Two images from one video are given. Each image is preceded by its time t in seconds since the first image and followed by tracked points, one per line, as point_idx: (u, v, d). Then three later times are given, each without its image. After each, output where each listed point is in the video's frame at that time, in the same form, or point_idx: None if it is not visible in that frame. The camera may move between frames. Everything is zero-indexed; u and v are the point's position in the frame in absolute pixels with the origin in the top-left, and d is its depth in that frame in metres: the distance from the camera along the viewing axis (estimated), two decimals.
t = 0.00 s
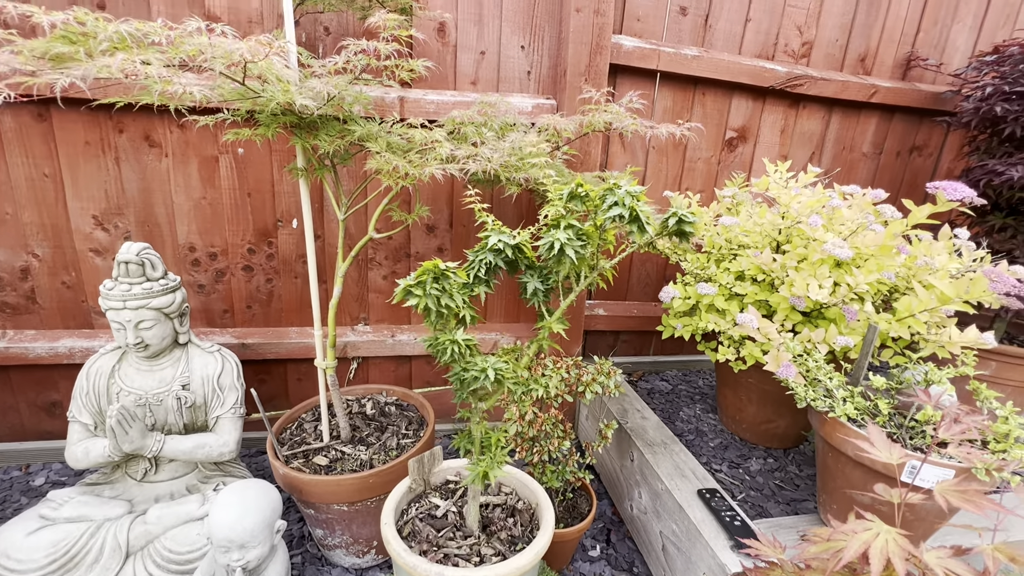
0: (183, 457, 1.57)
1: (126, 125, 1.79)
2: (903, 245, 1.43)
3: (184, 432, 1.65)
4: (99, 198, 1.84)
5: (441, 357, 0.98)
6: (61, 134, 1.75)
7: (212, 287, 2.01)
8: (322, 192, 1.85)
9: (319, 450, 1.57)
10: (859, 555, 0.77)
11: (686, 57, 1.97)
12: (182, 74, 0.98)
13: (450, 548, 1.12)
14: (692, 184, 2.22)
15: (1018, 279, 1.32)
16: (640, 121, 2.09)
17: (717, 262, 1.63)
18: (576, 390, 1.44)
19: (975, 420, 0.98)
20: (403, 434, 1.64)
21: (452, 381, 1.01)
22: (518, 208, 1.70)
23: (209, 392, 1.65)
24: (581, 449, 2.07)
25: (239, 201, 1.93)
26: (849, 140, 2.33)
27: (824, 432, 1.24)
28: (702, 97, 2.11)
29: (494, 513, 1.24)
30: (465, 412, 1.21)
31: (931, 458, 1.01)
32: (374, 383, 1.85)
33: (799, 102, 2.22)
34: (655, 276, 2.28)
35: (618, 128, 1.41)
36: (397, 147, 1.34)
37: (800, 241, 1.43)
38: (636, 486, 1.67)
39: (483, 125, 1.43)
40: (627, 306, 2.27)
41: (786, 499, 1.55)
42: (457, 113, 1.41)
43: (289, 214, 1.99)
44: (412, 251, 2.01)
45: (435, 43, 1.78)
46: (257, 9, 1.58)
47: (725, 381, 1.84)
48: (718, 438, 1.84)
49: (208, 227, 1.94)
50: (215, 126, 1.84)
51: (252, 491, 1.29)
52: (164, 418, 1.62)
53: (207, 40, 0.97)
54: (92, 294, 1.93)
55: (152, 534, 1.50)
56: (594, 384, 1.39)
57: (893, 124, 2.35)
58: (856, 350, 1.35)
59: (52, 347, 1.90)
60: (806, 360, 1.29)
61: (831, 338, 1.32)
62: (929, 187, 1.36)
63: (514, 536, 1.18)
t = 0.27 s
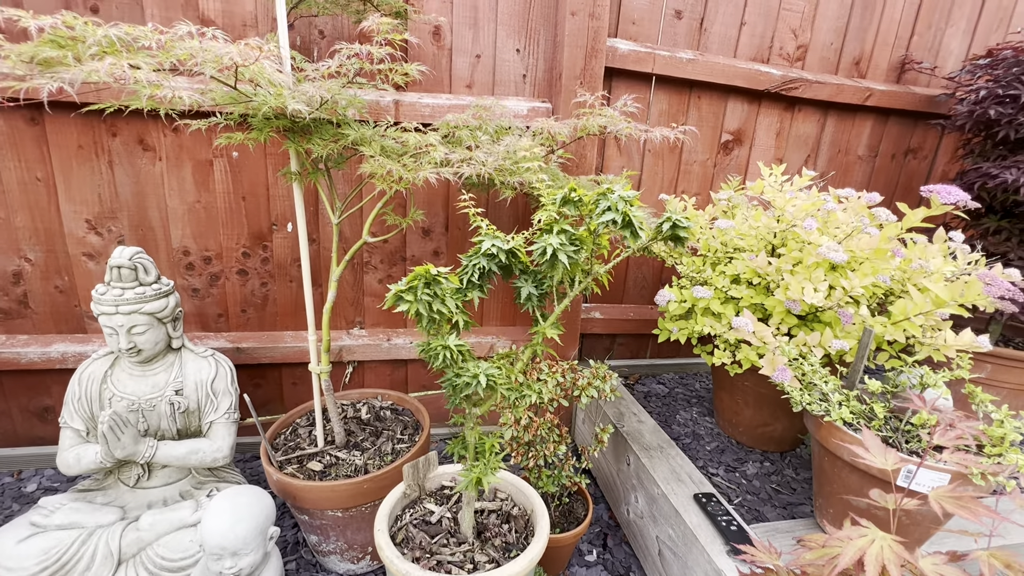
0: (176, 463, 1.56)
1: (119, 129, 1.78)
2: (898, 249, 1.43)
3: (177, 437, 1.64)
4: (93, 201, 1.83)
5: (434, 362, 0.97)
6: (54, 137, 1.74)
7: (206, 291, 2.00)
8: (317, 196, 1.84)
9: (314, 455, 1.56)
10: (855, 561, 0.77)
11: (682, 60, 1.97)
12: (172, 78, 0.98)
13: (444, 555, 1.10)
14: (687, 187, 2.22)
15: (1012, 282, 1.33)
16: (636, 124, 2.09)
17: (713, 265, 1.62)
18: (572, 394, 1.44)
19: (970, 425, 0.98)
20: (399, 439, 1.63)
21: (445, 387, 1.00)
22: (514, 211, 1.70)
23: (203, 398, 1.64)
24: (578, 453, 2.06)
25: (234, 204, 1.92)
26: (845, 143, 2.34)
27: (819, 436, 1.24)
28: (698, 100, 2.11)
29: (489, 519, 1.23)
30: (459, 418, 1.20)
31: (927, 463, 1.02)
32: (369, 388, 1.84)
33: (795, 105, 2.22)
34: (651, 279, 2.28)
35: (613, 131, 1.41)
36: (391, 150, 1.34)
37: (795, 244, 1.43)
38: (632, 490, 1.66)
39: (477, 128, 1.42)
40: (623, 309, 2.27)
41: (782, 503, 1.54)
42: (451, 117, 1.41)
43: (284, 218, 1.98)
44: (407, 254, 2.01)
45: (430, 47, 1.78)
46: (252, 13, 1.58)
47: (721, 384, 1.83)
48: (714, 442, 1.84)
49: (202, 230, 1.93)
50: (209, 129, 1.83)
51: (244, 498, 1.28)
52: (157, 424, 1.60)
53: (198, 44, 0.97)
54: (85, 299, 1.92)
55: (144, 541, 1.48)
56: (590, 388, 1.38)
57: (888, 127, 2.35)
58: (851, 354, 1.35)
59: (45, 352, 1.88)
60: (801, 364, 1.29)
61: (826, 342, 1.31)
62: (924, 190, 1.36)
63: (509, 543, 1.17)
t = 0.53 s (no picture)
0: (172, 464, 1.55)
1: (114, 127, 1.76)
2: (897, 247, 1.43)
3: (173, 438, 1.63)
4: (88, 200, 1.81)
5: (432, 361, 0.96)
6: (49, 136, 1.73)
7: (203, 290, 1.99)
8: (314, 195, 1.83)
9: (311, 456, 1.55)
10: (856, 561, 0.76)
11: (680, 59, 1.97)
12: (167, 75, 0.97)
13: (442, 556, 1.09)
14: (686, 186, 2.22)
15: (1011, 280, 1.33)
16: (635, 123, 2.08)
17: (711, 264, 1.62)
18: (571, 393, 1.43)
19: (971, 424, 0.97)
20: (397, 439, 1.62)
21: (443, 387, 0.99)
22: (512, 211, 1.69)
23: (199, 398, 1.63)
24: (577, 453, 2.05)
25: (230, 204, 1.91)
26: (843, 142, 2.34)
27: (819, 435, 1.24)
28: (696, 98, 2.11)
29: (488, 520, 1.22)
30: (458, 417, 1.19)
31: (927, 462, 1.02)
32: (367, 388, 1.83)
33: (793, 103, 2.22)
34: (650, 279, 2.28)
35: (612, 130, 1.41)
36: (389, 149, 1.33)
37: (794, 243, 1.43)
38: (631, 490, 1.66)
39: (476, 127, 1.42)
40: (622, 309, 2.27)
41: (781, 503, 1.54)
42: (449, 115, 1.40)
43: (281, 217, 1.97)
44: (405, 254, 2.00)
45: (427, 45, 1.77)
46: (248, 11, 1.57)
47: (720, 383, 1.83)
48: (713, 441, 1.84)
49: (198, 229, 1.92)
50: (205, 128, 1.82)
51: (241, 499, 1.27)
52: (152, 425, 1.59)
53: (194, 40, 0.96)
54: (80, 299, 1.91)
55: (140, 542, 1.47)
56: (589, 387, 1.38)
57: (885, 126, 2.36)
58: (850, 353, 1.35)
59: (39, 352, 1.87)
60: (801, 363, 1.28)
61: (826, 341, 1.31)
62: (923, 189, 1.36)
63: (508, 544, 1.16)
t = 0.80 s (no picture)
0: (169, 466, 1.54)
1: (110, 127, 1.75)
2: (897, 247, 1.43)
3: (170, 440, 1.62)
4: (83, 200, 1.80)
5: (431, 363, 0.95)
6: (44, 135, 1.72)
7: (200, 291, 1.97)
8: (312, 194, 1.82)
9: (309, 458, 1.54)
10: (859, 565, 0.76)
11: (679, 59, 1.97)
12: (163, 74, 0.95)
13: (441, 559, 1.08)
14: (685, 186, 2.22)
15: (1011, 281, 1.32)
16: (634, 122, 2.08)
17: (711, 264, 1.62)
18: (570, 394, 1.43)
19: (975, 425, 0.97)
20: (395, 440, 1.62)
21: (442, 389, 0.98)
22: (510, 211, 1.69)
23: (196, 399, 1.62)
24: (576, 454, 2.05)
25: (228, 204, 1.90)
26: (842, 142, 2.34)
27: (819, 436, 1.23)
28: (695, 98, 2.10)
29: (487, 523, 1.21)
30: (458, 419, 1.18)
31: (930, 463, 1.01)
32: (365, 389, 1.82)
33: (792, 103, 2.22)
34: (649, 279, 2.28)
35: (612, 130, 1.40)
36: (387, 149, 1.32)
37: (794, 243, 1.43)
38: (631, 491, 1.65)
39: (475, 127, 1.41)
40: (621, 309, 2.26)
41: (782, 504, 1.54)
42: (448, 115, 1.39)
43: (278, 218, 1.96)
44: (404, 254, 1.99)
45: (426, 44, 1.76)
46: (245, 9, 1.56)
47: (720, 384, 1.83)
48: (713, 442, 1.83)
49: (195, 230, 1.90)
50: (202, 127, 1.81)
51: (237, 502, 1.26)
52: (149, 426, 1.58)
53: (190, 39, 0.95)
54: (76, 299, 1.89)
55: (137, 545, 1.46)
56: (588, 388, 1.37)
57: (884, 126, 2.35)
58: (850, 353, 1.35)
59: (35, 353, 1.85)
60: (801, 364, 1.28)
61: (826, 341, 1.31)
62: (923, 188, 1.36)
63: (507, 546, 1.15)
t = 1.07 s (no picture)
0: (164, 471, 1.52)
1: (105, 129, 1.74)
2: (896, 252, 1.42)
3: (165, 445, 1.60)
4: (78, 203, 1.79)
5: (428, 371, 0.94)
6: (38, 138, 1.70)
7: (196, 294, 1.96)
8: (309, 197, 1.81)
9: (306, 463, 1.53)
10: None
11: (678, 61, 1.96)
12: (156, 78, 0.94)
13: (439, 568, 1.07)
14: (684, 188, 2.21)
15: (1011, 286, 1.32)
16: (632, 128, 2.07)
17: (710, 267, 1.61)
18: (569, 399, 1.42)
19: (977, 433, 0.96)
20: (392, 445, 1.60)
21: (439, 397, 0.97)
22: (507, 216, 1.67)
23: (192, 404, 1.61)
24: (574, 457, 2.04)
25: (224, 206, 1.88)
26: (841, 144, 2.33)
27: (819, 442, 1.23)
28: (694, 100, 2.10)
29: (485, 530, 1.20)
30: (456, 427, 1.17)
31: (931, 471, 1.01)
32: (362, 393, 1.81)
33: (791, 106, 2.21)
34: (647, 282, 2.27)
35: (610, 133, 1.39)
36: (384, 152, 1.31)
37: (794, 247, 1.42)
38: (629, 496, 1.64)
39: (472, 130, 1.40)
40: (619, 312, 2.26)
41: (780, 508, 1.53)
42: (445, 118, 1.38)
43: (275, 220, 1.95)
44: (401, 257, 1.98)
45: (424, 47, 1.75)
46: (242, 11, 1.54)
47: (719, 387, 1.82)
48: (711, 446, 1.82)
49: (191, 233, 1.89)
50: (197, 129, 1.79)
51: (233, 508, 1.25)
52: (144, 431, 1.57)
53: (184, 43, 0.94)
54: (71, 303, 1.88)
55: (132, 552, 1.45)
56: (587, 393, 1.37)
57: (883, 128, 2.35)
58: (849, 358, 1.34)
59: (29, 357, 1.84)
60: (800, 369, 1.27)
61: (825, 346, 1.30)
62: (923, 193, 1.35)
63: (505, 554, 1.14)
